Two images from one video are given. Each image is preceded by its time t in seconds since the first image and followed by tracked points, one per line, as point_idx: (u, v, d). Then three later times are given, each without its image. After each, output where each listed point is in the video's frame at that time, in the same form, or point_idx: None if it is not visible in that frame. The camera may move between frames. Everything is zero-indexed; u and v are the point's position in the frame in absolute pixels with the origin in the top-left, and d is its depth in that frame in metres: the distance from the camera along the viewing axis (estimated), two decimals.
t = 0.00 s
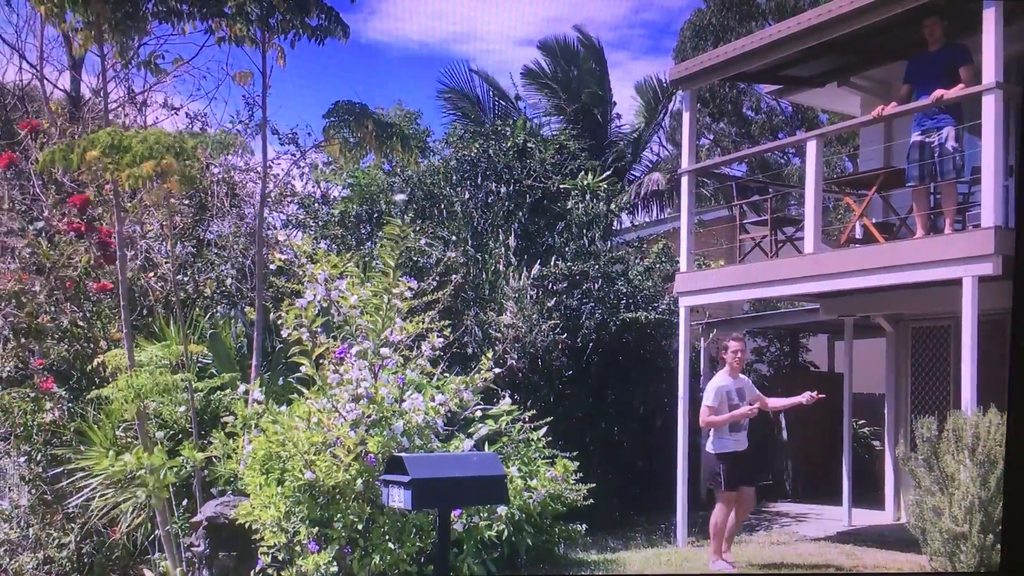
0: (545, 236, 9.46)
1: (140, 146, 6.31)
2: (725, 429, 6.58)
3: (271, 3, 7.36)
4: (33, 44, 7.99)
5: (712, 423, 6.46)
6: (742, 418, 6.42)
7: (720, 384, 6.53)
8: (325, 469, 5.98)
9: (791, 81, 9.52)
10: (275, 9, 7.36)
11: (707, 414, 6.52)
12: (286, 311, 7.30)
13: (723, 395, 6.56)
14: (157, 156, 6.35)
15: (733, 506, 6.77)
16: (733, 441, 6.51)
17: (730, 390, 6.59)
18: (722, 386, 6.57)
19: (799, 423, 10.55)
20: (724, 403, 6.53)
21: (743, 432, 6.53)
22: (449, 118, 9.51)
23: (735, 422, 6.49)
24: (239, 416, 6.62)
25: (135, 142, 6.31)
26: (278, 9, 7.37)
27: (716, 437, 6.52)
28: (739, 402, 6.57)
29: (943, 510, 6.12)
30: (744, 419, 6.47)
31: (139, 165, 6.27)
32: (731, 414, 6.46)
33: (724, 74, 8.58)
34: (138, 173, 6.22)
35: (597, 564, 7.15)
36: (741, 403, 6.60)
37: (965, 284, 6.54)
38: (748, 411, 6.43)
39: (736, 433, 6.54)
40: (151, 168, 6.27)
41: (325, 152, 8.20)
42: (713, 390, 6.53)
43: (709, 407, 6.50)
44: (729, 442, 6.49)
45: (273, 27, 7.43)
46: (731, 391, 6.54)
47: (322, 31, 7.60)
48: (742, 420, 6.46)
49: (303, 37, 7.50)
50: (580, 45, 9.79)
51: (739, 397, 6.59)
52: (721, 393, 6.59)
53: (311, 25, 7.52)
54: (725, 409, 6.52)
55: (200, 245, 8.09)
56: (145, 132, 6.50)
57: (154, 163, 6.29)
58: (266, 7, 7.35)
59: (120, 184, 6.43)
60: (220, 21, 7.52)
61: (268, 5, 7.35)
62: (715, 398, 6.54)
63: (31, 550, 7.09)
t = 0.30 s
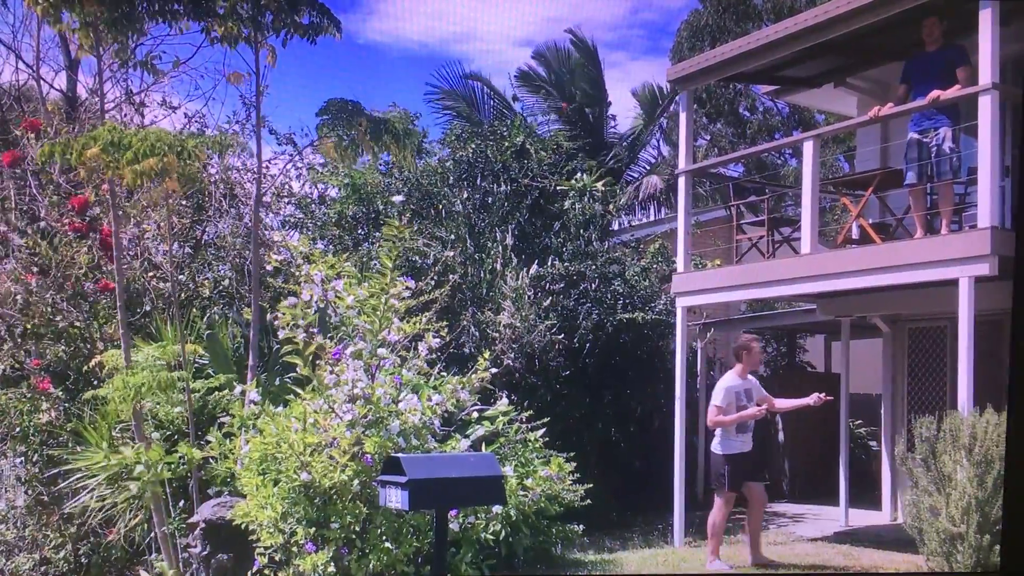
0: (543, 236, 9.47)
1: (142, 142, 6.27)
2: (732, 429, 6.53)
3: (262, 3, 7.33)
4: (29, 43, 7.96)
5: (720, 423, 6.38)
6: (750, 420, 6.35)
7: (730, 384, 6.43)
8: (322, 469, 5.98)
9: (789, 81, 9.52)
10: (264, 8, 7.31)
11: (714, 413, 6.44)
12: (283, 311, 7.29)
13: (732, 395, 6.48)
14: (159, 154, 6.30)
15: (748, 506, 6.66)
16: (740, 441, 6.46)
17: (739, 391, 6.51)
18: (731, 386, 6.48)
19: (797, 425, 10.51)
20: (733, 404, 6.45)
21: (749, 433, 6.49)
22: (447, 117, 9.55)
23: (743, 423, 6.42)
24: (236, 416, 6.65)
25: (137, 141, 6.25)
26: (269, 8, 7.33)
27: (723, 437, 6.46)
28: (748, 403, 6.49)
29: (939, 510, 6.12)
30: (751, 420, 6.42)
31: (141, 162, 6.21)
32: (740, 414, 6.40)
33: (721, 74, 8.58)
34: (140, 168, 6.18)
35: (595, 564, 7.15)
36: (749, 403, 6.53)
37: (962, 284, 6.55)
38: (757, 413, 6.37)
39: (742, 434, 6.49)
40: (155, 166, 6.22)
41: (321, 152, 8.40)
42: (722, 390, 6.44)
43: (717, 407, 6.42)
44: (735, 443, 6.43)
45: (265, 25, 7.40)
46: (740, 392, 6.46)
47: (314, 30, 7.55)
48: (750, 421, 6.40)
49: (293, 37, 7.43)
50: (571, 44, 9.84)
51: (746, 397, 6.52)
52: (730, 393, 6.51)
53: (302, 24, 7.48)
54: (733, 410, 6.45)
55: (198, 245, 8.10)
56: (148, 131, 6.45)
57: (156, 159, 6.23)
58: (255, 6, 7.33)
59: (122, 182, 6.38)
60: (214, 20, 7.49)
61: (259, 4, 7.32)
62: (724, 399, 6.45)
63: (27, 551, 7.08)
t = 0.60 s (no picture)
0: (536, 235, 9.50)
1: (121, 142, 6.37)
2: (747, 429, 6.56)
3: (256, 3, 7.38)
4: (21, 42, 7.87)
5: (737, 423, 6.40)
6: (767, 418, 6.39)
7: (745, 383, 6.48)
8: (314, 468, 5.98)
9: (781, 81, 9.54)
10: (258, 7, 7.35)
11: (731, 413, 6.47)
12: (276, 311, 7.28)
13: (748, 395, 6.52)
14: (136, 151, 6.38)
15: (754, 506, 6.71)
16: (755, 441, 6.49)
17: (754, 391, 6.56)
18: (747, 387, 6.53)
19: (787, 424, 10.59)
20: (748, 404, 6.49)
21: (765, 433, 6.52)
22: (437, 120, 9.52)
23: (759, 422, 6.46)
24: (228, 417, 6.62)
25: (114, 138, 6.36)
26: (262, 8, 7.38)
27: (740, 437, 6.48)
28: (763, 403, 6.54)
29: (931, 509, 6.13)
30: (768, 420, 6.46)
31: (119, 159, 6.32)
32: (756, 414, 6.43)
33: (714, 73, 8.59)
34: (119, 167, 6.25)
35: (588, 563, 7.16)
36: (764, 404, 6.58)
37: (954, 283, 6.56)
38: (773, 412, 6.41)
39: (758, 434, 6.52)
40: (132, 164, 6.27)
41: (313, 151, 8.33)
42: (738, 390, 6.48)
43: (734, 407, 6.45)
44: (750, 443, 6.45)
45: (257, 23, 7.41)
46: (756, 392, 6.51)
47: (306, 29, 7.63)
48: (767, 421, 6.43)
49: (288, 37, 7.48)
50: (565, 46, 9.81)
51: (761, 397, 6.56)
52: (745, 394, 6.55)
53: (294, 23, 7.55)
54: (749, 410, 6.49)
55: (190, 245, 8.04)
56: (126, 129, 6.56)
57: (133, 156, 6.31)
58: (249, 5, 7.36)
59: (104, 184, 6.48)
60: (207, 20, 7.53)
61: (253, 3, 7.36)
62: (740, 398, 6.49)
63: (19, 551, 7.05)
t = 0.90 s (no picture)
0: (524, 232, 9.52)
1: (100, 140, 6.35)
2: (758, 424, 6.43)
3: None
4: (5, 37, 7.76)
5: (750, 420, 6.26)
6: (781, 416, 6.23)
7: (760, 380, 6.30)
8: (303, 466, 5.94)
9: (770, 78, 9.56)
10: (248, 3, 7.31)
11: (745, 410, 6.30)
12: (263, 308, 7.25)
13: (761, 391, 6.34)
14: (110, 149, 6.39)
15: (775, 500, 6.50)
16: (766, 437, 6.36)
17: (767, 387, 6.38)
18: (760, 383, 6.34)
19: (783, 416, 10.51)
20: (762, 400, 6.32)
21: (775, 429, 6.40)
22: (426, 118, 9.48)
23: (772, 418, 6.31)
24: (216, 414, 6.59)
25: (92, 135, 6.37)
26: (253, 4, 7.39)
27: (752, 434, 6.34)
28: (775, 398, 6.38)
29: (918, 506, 6.15)
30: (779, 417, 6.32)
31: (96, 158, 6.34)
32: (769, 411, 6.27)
33: (702, 71, 8.59)
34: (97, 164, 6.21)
35: (577, 560, 7.17)
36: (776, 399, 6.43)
37: (941, 281, 6.58)
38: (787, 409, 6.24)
39: (769, 430, 6.39)
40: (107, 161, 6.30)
41: (303, 148, 8.16)
42: (753, 387, 6.28)
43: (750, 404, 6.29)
44: (762, 438, 6.33)
45: (246, 19, 7.40)
46: (769, 388, 6.33)
47: (298, 26, 7.68)
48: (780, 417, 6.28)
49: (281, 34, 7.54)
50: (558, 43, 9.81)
51: (774, 394, 6.40)
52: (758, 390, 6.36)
53: (288, 20, 7.59)
54: (762, 406, 6.33)
55: (178, 243, 7.89)
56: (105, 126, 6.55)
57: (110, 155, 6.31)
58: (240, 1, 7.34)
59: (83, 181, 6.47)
60: (195, 15, 7.48)
61: None
62: (755, 395, 6.33)
63: (6, 549, 7.09)
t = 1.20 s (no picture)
0: (509, 229, 9.52)
1: (88, 134, 6.37)
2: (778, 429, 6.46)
3: None
4: None
5: (773, 424, 6.29)
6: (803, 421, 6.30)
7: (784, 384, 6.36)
8: (285, 463, 5.95)
9: (754, 76, 9.59)
10: None
11: (768, 414, 6.33)
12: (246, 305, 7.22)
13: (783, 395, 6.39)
14: (104, 145, 6.41)
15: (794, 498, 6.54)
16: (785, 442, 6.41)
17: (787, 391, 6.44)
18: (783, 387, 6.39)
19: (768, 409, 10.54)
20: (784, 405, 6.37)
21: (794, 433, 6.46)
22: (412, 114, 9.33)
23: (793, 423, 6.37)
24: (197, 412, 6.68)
25: (82, 132, 6.37)
26: None
27: (774, 437, 6.38)
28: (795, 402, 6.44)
29: (901, 502, 6.18)
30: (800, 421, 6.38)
31: (87, 153, 6.34)
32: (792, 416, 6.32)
33: (686, 70, 8.61)
34: (86, 160, 6.22)
35: (561, 557, 7.16)
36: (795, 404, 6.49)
37: (922, 279, 6.62)
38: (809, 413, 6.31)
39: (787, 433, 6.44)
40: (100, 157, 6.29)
41: (287, 145, 8.28)
42: (776, 391, 6.33)
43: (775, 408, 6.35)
44: (785, 441, 6.40)
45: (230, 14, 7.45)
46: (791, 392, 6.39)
47: (282, 21, 7.56)
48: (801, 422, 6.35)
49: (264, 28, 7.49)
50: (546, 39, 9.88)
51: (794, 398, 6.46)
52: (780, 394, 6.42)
53: (271, 14, 7.51)
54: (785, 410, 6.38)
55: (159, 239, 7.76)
56: (94, 121, 6.57)
57: (100, 152, 6.32)
58: None
59: (69, 175, 6.44)
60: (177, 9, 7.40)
61: None
62: (778, 399, 6.36)
63: None
